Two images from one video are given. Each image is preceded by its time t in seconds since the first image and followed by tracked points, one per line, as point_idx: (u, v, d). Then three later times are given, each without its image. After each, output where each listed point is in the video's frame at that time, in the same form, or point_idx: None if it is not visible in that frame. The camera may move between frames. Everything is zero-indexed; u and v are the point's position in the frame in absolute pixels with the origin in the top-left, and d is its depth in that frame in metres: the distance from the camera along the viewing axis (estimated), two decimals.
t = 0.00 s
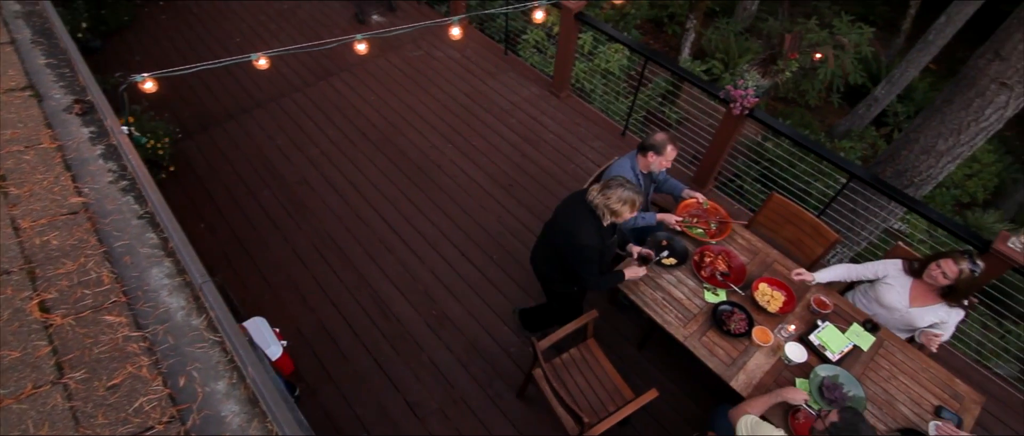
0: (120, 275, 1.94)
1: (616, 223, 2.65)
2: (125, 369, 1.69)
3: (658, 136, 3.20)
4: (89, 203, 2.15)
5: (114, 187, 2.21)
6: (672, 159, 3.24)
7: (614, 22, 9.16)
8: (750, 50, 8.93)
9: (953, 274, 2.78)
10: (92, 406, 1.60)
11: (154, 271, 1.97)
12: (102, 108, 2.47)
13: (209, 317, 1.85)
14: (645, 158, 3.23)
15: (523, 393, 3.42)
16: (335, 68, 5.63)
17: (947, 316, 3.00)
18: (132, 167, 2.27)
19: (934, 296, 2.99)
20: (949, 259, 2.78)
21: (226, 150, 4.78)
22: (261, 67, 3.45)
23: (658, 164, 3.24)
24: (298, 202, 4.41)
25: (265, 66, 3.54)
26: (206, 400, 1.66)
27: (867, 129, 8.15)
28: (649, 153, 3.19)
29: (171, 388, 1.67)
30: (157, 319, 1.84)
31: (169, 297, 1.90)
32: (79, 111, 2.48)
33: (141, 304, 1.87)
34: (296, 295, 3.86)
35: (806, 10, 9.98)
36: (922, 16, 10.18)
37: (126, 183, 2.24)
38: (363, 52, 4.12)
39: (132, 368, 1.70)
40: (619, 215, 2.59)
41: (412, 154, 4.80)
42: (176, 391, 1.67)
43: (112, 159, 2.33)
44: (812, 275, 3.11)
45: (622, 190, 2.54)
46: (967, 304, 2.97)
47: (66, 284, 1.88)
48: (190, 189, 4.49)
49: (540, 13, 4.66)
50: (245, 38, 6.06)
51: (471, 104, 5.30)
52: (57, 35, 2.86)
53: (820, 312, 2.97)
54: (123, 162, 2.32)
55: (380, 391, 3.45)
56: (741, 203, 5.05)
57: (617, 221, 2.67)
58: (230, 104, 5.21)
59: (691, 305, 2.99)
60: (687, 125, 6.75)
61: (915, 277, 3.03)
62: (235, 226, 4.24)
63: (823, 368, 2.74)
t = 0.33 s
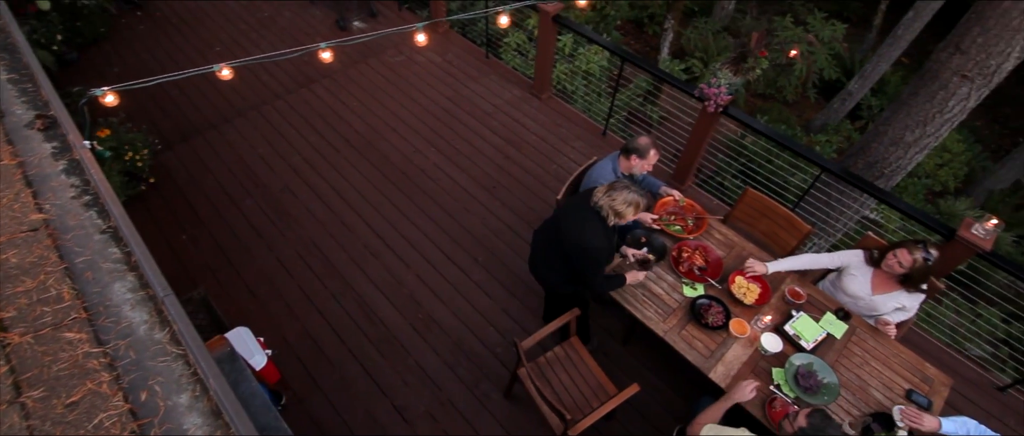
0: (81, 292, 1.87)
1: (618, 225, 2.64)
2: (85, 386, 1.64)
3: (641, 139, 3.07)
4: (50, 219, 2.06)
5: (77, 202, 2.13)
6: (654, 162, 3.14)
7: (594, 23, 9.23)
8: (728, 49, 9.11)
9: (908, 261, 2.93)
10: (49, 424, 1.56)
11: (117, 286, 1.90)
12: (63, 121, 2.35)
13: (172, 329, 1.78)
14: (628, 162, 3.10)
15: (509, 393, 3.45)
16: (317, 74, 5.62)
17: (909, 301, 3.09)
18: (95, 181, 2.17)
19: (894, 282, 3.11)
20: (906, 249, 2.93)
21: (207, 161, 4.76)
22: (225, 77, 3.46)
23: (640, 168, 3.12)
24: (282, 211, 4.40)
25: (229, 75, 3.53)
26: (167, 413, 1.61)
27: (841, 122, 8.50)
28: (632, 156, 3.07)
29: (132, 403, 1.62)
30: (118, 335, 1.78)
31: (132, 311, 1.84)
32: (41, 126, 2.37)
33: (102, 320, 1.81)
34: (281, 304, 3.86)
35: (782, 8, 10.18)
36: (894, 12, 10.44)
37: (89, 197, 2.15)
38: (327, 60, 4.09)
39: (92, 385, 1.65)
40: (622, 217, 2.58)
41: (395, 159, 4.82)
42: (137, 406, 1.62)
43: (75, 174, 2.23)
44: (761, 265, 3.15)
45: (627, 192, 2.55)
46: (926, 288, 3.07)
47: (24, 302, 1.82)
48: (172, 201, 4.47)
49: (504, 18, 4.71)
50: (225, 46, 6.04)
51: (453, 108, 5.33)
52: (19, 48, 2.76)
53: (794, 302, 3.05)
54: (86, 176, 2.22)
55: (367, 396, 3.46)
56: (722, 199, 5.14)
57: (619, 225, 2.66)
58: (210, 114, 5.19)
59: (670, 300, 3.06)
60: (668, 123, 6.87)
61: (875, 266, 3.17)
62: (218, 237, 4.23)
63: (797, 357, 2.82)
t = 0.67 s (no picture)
0: (36, 312, 1.75)
1: (620, 239, 2.68)
2: (41, 407, 1.52)
3: (614, 141, 3.07)
4: (5, 239, 1.93)
5: (34, 221, 2.01)
6: (630, 162, 3.13)
7: (573, 23, 9.23)
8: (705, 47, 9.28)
9: (870, 247, 3.03)
10: None
11: (76, 306, 1.79)
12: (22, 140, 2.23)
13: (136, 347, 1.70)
14: (604, 164, 3.12)
15: (494, 395, 3.47)
16: (295, 81, 5.59)
17: (875, 287, 3.19)
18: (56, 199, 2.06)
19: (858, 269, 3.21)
20: (866, 236, 3.04)
21: (185, 172, 4.72)
22: (186, 91, 3.39)
23: (617, 168, 3.13)
24: (262, 220, 4.38)
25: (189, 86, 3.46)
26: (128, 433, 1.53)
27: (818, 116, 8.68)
28: (606, 159, 3.09)
29: (90, 423, 1.52)
30: (78, 354, 1.67)
31: (92, 331, 1.73)
32: None
33: (60, 340, 1.69)
34: (263, 313, 3.84)
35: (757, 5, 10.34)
36: (866, 7, 10.67)
37: (48, 216, 2.03)
38: (290, 70, 4.08)
39: (49, 406, 1.53)
40: (624, 232, 2.63)
41: (376, 164, 4.81)
42: (96, 426, 1.52)
43: (33, 192, 2.11)
44: (731, 263, 3.19)
45: (628, 207, 2.58)
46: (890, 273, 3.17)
47: None
48: (149, 214, 4.42)
49: (469, 24, 4.68)
50: (201, 55, 5.98)
51: (433, 111, 5.33)
52: None
53: (769, 295, 3.13)
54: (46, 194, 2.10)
55: (353, 404, 3.46)
56: (702, 195, 5.23)
57: (620, 238, 2.71)
58: (186, 124, 5.14)
59: (649, 297, 3.11)
60: (649, 121, 6.95)
61: (839, 256, 3.26)
62: (198, 249, 4.20)
63: (772, 348, 2.89)
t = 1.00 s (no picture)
0: None
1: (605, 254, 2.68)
2: None
3: (586, 141, 3.08)
4: None
5: None
6: (603, 162, 3.12)
7: (550, 23, 9.12)
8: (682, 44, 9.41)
9: (844, 239, 3.06)
10: None
11: (30, 330, 1.82)
12: None
13: (90, 372, 1.74)
14: (577, 165, 3.12)
15: (477, 400, 3.46)
16: (269, 89, 5.51)
17: (847, 280, 3.24)
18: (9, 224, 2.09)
19: (831, 262, 3.25)
20: (839, 228, 3.07)
21: (157, 185, 4.64)
22: (140, 106, 3.22)
23: (590, 169, 3.12)
24: (238, 231, 4.33)
25: (144, 104, 3.27)
26: None
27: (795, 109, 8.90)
28: (578, 160, 3.10)
29: None
30: (32, 380, 1.70)
31: (46, 355, 1.77)
32: None
33: (13, 366, 1.72)
34: (241, 327, 3.80)
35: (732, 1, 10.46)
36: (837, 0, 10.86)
37: None
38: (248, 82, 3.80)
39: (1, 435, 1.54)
40: (609, 247, 2.62)
41: (353, 171, 4.76)
42: None
43: None
44: (713, 257, 3.24)
45: (616, 222, 2.58)
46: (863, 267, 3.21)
47: None
48: (121, 230, 4.33)
49: (431, 31, 4.53)
50: (171, 65, 5.88)
51: (411, 115, 5.29)
52: None
53: (744, 289, 3.16)
54: None
55: (334, 415, 3.43)
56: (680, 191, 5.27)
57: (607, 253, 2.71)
58: (158, 136, 5.05)
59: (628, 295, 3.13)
60: (628, 119, 6.99)
61: (813, 249, 3.30)
62: (173, 263, 4.13)
63: (748, 342, 2.93)
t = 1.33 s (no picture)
0: None
1: (583, 260, 2.66)
2: None
3: (558, 145, 3.08)
4: None
5: None
6: (577, 165, 3.13)
7: (527, 22, 9.14)
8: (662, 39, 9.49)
9: (819, 238, 3.09)
10: None
11: None
12: None
13: (44, 399, 1.91)
14: (551, 168, 3.12)
15: (459, 405, 3.45)
16: (241, 97, 5.44)
17: (823, 277, 3.27)
18: None
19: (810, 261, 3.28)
20: (816, 227, 3.10)
21: (127, 198, 4.55)
22: (92, 126, 3.07)
23: (565, 172, 3.12)
24: (212, 243, 4.26)
25: (98, 123, 3.13)
26: None
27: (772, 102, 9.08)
28: (552, 163, 3.10)
29: None
30: None
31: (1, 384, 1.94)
32: None
33: None
34: (218, 340, 3.75)
35: None
36: None
37: None
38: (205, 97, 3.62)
39: None
40: (586, 254, 2.61)
41: (329, 178, 4.72)
42: None
43: None
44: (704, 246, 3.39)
45: (593, 229, 2.56)
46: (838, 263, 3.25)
47: None
48: (91, 246, 4.25)
49: (390, 41, 4.42)
50: (140, 74, 5.77)
51: (387, 119, 5.25)
52: None
53: (719, 284, 3.19)
54: None
55: (314, 426, 3.40)
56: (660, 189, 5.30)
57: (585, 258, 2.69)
58: (127, 148, 4.95)
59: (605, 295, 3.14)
60: (607, 117, 7.01)
61: (791, 245, 3.33)
62: (146, 278, 4.06)
63: (724, 336, 2.95)
